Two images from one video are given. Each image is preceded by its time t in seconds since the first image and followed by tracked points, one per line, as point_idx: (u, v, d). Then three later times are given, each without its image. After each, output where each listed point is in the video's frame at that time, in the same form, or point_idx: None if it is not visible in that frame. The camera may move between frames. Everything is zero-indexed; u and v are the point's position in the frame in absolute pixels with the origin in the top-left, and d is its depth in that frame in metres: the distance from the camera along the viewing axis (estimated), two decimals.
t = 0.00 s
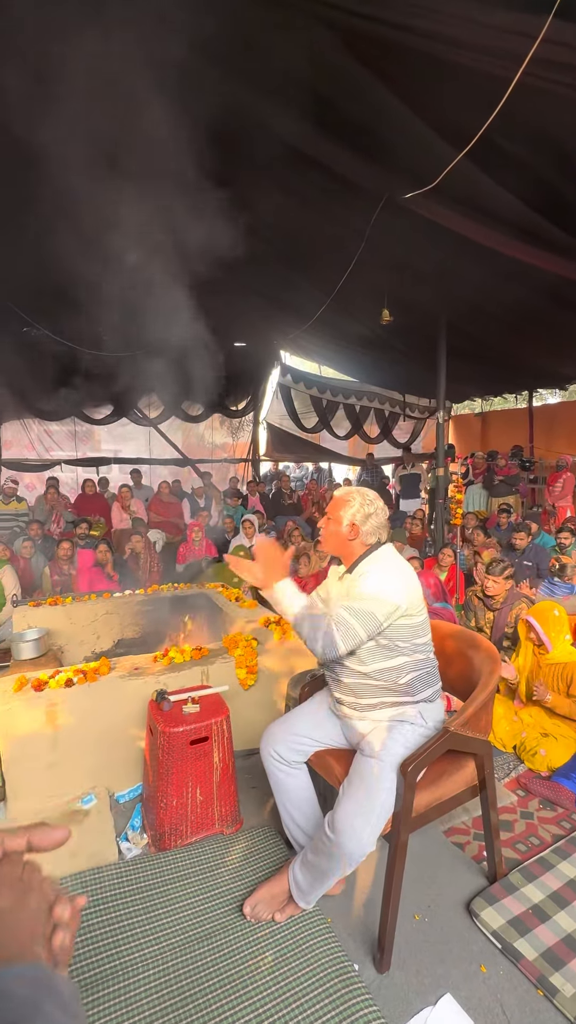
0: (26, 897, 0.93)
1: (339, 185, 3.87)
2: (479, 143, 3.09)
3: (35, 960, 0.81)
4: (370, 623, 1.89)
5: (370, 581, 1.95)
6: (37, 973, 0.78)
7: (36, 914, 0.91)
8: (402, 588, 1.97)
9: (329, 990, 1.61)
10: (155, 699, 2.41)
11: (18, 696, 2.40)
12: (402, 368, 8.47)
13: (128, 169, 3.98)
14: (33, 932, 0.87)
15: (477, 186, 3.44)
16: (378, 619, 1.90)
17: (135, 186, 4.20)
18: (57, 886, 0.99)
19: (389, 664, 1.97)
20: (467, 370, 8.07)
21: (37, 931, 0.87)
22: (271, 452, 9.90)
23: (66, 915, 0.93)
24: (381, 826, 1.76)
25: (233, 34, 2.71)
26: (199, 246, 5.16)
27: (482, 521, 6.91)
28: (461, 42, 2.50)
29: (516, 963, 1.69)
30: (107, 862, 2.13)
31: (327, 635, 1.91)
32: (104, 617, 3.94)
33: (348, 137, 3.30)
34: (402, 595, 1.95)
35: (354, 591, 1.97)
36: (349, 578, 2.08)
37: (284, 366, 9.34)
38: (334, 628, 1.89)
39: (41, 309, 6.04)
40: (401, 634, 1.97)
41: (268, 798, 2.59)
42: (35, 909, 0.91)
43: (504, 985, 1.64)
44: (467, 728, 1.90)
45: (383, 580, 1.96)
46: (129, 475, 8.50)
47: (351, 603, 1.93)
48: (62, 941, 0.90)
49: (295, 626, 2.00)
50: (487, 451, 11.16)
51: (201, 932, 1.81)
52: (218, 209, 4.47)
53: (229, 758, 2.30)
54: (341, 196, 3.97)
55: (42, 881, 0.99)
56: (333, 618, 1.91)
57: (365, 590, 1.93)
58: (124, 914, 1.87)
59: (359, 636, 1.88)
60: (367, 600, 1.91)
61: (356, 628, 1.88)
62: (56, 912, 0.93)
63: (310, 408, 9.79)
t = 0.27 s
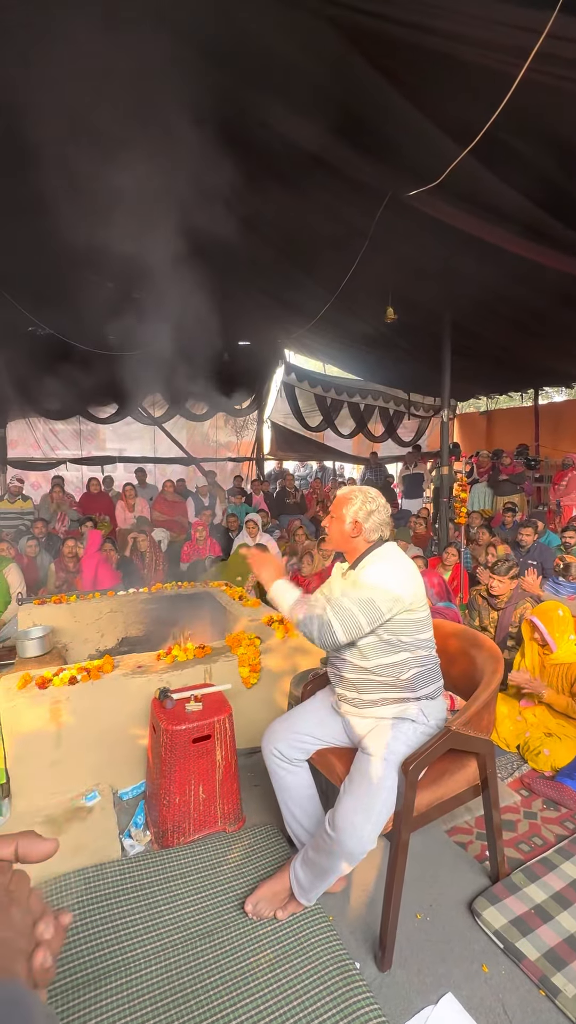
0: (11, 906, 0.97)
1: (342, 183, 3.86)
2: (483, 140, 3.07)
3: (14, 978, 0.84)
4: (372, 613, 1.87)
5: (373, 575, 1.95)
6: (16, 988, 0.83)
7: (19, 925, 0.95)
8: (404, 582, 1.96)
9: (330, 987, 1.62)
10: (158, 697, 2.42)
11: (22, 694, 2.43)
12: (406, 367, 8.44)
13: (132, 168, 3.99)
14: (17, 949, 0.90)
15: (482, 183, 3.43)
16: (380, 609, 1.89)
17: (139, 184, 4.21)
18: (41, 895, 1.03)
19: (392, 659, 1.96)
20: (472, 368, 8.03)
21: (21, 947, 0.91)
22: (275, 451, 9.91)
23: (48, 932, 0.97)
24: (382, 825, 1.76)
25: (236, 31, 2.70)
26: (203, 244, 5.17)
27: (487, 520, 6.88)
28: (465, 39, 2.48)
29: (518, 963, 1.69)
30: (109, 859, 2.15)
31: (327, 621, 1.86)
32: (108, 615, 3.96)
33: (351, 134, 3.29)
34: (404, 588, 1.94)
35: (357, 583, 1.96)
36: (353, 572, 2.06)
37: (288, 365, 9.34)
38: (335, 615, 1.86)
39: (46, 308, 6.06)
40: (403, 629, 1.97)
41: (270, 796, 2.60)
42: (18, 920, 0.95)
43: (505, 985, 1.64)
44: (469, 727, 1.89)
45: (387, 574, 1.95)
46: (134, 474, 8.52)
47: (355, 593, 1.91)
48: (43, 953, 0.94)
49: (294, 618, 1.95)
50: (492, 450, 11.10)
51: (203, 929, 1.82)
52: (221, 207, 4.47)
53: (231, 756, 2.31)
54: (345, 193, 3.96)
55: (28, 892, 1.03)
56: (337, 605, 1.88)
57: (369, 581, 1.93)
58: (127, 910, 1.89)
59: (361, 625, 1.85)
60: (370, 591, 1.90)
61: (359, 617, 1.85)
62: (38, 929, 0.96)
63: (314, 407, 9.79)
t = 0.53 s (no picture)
0: None
1: (346, 179, 3.84)
2: (488, 136, 3.05)
3: None
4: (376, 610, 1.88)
5: (376, 572, 1.95)
6: None
7: None
8: (407, 580, 1.97)
9: (333, 984, 1.62)
10: (162, 694, 2.42)
11: (27, 691, 2.45)
12: (411, 365, 8.42)
13: (136, 165, 3.99)
14: None
15: (486, 180, 3.41)
16: (383, 606, 1.89)
17: (142, 182, 4.21)
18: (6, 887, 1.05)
19: (396, 657, 1.96)
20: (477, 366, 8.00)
21: None
22: (279, 450, 9.91)
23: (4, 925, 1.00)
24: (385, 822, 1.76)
25: (239, 28, 2.70)
26: (207, 242, 5.16)
27: (492, 518, 6.86)
28: (469, 34, 2.46)
29: (521, 963, 1.69)
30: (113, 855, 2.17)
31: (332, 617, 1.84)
32: (113, 613, 3.97)
33: (355, 131, 3.27)
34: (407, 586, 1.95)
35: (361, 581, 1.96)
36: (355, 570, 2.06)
37: (292, 363, 9.34)
38: (339, 611, 1.85)
39: (51, 306, 6.09)
40: (406, 626, 1.97)
41: (273, 794, 2.61)
42: None
43: (508, 984, 1.64)
44: (473, 727, 1.89)
45: (390, 572, 1.95)
46: (138, 472, 8.56)
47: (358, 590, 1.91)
48: None
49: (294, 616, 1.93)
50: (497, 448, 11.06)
51: (207, 925, 1.82)
52: (225, 204, 4.47)
53: (235, 754, 2.31)
54: (349, 190, 3.94)
55: None
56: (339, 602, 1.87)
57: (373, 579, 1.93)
58: (131, 906, 1.90)
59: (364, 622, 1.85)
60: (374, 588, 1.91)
61: (362, 614, 1.86)
62: None
63: (318, 406, 9.78)
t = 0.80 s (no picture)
0: None
1: (350, 177, 3.83)
2: (492, 134, 3.03)
3: None
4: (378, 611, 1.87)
5: (379, 572, 1.95)
6: None
7: None
8: (409, 579, 1.96)
9: (336, 982, 1.62)
10: (166, 692, 2.43)
11: (32, 689, 2.46)
12: (415, 364, 8.41)
13: (140, 164, 3.99)
14: None
15: (491, 177, 3.39)
16: (385, 606, 1.89)
17: (146, 180, 4.21)
18: None
19: (398, 656, 1.96)
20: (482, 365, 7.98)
21: None
22: (283, 449, 9.92)
23: None
24: (389, 821, 1.76)
25: (242, 26, 2.69)
26: (211, 241, 5.17)
27: (496, 517, 6.85)
28: (474, 30, 2.45)
29: (525, 963, 1.69)
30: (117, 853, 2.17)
31: (335, 618, 1.84)
32: (117, 612, 3.98)
33: (359, 129, 3.26)
34: (409, 585, 1.94)
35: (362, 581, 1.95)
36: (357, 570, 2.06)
37: (296, 362, 9.34)
38: (341, 612, 1.85)
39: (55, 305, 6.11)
40: (408, 625, 1.97)
41: (277, 793, 2.61)
42: None
43: (512, 984, 1.64)
44: (477, 726, 1.88)
45: (392, 572, 1.95)
46: (142, 471, 8.59)
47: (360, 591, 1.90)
48: None
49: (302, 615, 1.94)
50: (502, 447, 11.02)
51: (210, 923, 1.83)
52: (229, 203, 4.47)
53: (238, 752, 2.31)
54: (353, 188, 3.94)
55: None
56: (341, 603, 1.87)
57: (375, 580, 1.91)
58: (135, 904, 1.91)
59: (366, 623, 1.85)
60: (374, 587, 1.90)
61: (364, 614, 1.85)
62: None
63: (322, 405, 9.78)
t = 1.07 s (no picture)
0: None
1: (354, 173, 3.81)
2: (499, 130, 3.01)
3: None
4: (382, 622, 1.89)
5: (385, 578, 1.95)
6: None
7: None
8: (415, 586, 1.96)
9: (340, 981, 1.62)
10: (170, 691, 2.44)
11: (38, 687, 2.48)
12: (420, 362, 8.39)
13: (144, 163, 3.99)
14: None
15: (497, 174, 3.36)
16: (390, 617, 1.90)
17: (150, 179, 4.22)
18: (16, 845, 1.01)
19: (402, 663, 1.97)
20: (487, 363, 7.95)
21: None
22: (287, 448, 9.93)
23: (15, 874, 0.97)
24: (393, 820, 1.76)
25: (247, 22, 2.68)
26: (215, 239, 5.16)
27: (501, 516, 6.80)
28: (480, 25, 2.42)
29: (530, 963, 1.68)
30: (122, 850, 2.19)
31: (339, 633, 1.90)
32: (121, 610, 4.00)
33: (363, 126, 3.25)
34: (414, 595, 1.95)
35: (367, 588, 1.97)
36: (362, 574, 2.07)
37: (300, 360, 9.35)
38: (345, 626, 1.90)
39: (60, 304, 6.13)
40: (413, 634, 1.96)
41: (280, 791, 2.61)
42: None
43: (516, 984, 1.63)
44: (481, 726, 1.87)
45: (397, 578, 1.95)
46: (147, 469, 8.61)
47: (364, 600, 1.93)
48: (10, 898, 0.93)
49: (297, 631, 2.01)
50: (507, 445, 10.98)
51: (214, 921, 1.83)
52: (234, 201, 4.47)
53: (242, 751, 2.32)
54: (358, 185, 3.92)
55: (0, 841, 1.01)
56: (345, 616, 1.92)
57: (380, 587, 1.92)
58: (139, 900, 1.92)
59: (370, 635, 1.89)
60: (380, 598, 1.91)
61: (368, 626, 1.88)
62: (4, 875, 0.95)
63: (326, 403, 9.78)
